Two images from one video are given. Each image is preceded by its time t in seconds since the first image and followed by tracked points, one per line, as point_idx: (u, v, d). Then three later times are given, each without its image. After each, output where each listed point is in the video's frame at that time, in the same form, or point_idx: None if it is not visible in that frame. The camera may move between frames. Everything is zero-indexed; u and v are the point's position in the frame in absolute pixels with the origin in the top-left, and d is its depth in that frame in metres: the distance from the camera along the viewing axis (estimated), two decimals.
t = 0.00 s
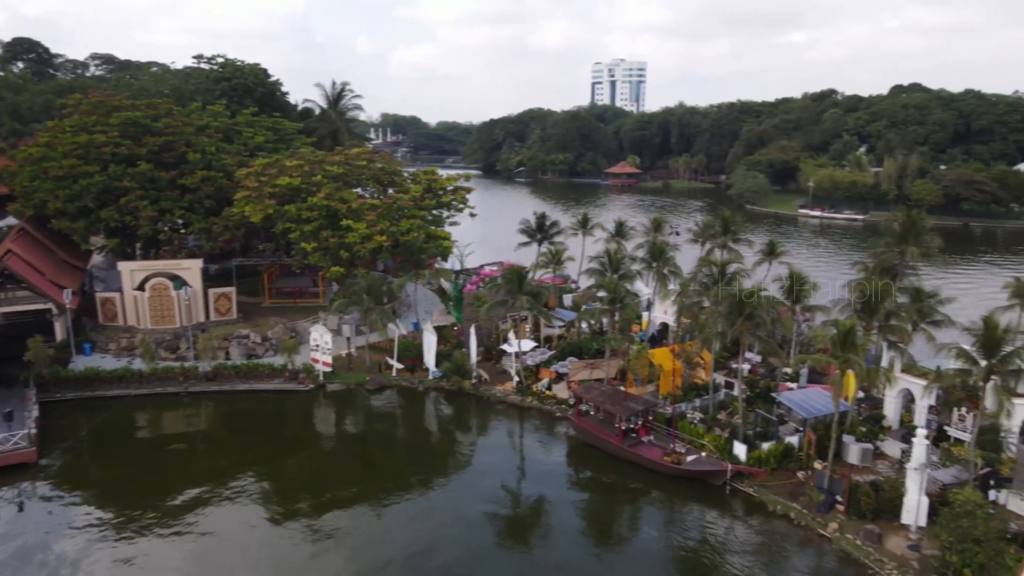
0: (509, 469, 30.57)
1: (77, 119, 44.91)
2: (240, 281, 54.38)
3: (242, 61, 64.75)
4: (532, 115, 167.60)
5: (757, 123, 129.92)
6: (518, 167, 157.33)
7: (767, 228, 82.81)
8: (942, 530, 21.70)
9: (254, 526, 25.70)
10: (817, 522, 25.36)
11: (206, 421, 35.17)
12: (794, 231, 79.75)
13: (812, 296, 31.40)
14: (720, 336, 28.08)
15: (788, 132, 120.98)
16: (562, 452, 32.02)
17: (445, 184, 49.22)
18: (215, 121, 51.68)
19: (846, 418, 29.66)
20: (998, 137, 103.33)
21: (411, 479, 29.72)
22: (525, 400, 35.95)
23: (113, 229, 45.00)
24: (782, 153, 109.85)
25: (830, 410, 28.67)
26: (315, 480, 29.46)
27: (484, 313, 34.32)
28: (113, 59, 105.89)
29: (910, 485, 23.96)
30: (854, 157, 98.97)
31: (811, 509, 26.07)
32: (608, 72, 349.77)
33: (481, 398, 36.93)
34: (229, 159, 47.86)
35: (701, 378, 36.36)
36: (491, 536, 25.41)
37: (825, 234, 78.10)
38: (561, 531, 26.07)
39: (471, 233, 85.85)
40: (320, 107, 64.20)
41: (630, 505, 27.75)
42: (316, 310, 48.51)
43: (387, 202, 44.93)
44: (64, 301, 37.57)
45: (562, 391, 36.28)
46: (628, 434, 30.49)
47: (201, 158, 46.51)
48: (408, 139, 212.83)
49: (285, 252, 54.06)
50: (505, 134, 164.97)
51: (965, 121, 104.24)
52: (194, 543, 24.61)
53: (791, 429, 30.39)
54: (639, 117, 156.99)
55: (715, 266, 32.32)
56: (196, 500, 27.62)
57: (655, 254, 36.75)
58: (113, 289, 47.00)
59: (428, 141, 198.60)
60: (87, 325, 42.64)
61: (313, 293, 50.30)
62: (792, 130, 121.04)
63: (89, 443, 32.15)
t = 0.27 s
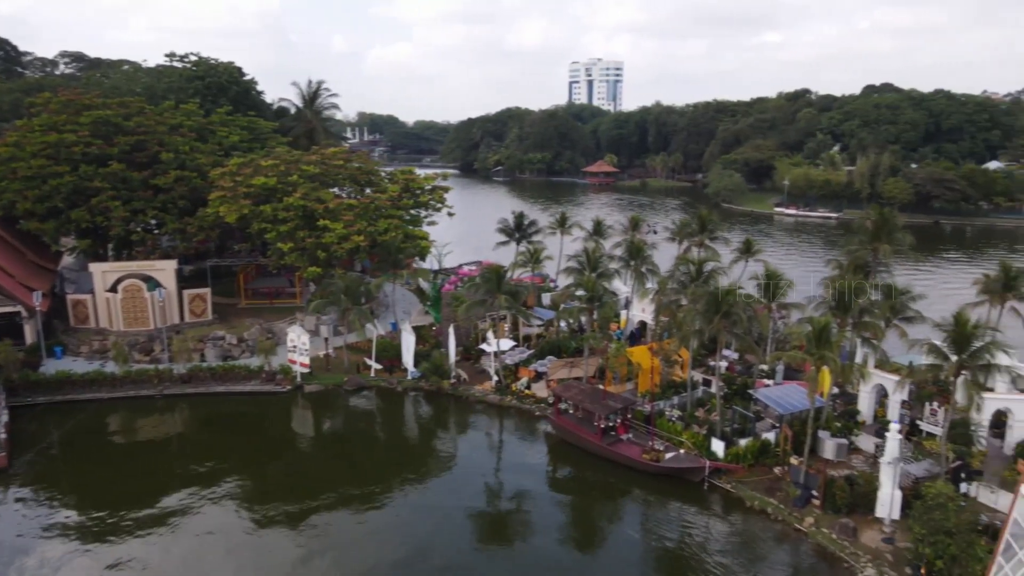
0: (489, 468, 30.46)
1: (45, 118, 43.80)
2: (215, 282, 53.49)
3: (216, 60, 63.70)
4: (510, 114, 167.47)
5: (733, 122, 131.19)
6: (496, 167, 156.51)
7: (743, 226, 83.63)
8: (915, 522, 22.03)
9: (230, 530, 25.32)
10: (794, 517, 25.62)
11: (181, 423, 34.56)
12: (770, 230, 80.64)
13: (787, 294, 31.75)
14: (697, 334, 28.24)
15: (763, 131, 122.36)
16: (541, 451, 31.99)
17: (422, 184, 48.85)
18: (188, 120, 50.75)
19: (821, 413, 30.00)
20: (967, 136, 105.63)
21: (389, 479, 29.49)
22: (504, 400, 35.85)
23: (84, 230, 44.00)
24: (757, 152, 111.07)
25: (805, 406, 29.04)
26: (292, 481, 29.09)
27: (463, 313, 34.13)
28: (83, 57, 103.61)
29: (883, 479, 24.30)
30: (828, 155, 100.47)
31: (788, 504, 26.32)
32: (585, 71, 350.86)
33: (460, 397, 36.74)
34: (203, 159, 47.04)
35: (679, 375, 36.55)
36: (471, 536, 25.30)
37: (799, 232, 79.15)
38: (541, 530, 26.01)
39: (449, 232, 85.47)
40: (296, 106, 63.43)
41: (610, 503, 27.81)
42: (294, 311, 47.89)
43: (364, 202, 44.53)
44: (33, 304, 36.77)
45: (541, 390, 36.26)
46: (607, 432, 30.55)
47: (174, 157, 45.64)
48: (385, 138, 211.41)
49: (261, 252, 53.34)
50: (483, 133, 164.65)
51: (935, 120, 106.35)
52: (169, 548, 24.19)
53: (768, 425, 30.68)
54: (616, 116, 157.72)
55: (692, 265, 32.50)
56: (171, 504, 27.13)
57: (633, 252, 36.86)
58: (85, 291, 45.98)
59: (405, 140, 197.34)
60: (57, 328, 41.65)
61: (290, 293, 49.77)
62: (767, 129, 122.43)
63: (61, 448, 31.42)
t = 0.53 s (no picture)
0: (468, 467, 30.34)
1: (12, 116, 42.67)
2: (189, 282, 52.63)
3: (188, 57, 62.62)
4: (487, 112, 167.17)
5: (708, 121, 132.43)
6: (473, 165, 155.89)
7: (719, 224, 84.51)
8: (888, 514, 22.39)
9: (205, 534, 24.90)
10: (770, 511, 25.89)
11: (154, 426, 33.91)
12: (746, 227, 81.54)
13: (763, 291, 31.99)
14: (675, 331, 28.39)
15: (738, 129, 123.68)
16: (520, 449, 31.96)
17: (400, 182, 48.65)
18: (160, 118, 49.81)
19: (796, 408, 30.36)
20: (936, 134, 107.73)
21: (367, 480, 29.25)
22: (483, 398, 35.73)
23: (54, 231, 42.99)
24: (733, 151, 112.17)
25: (781, 401, 29.40)
26: (269, 483, 28.73)
27: (441, 312, 33.93)
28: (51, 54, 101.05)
29: (857, 472, 24.67)
30: (802, 154, 101.95)
31: (764, 499, 26.60)
32: (562, 69, 351.57)
33: (439, 396, 36.57)
34: (176, 158, 46.19)
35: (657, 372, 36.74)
36: (450, 536, 25.18)
37: (775, 229, 80.12)
38: (520, 528, 25.96)
39: (427, 231, 85.09)
40: (271, 103, 62.58)
41: (589, 500, 27.87)
42: (270, 311, 47.22)
43: (341, 201, 44.11)
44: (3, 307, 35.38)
45: (520, 388, 36.22)
46: (586, 430, 30.62)
47: (146, 156, 44.76)
48: (361, 136, 209.72)
49: (236, 252, 52.56)
50: (460, 131, 164.15)
51: (905, 119, 108.33)
52: (142, 554, 23.74)
53: (744, 420, 30.98)
54: (593, 115, 158.22)
55: (669, 262, 32.69)
56: (145, 509, 26.64)
57: (610, 250, 36.96)
58: (55, 293, 44.93)
59: (382, 138, 196.00)
60: (26, 330, 40.63)
61: (266, 293, 49.22)
62: (742, 127, 123.76)
63: (30, 453, 30.69)
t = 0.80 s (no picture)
0: (447, 464, 30.22)
1: None
2: (163, 281, 51.70)
3: (159, 52, 61.40)
4: (464, 108, 166.57)
5: (684, 118, 133.38)
6: (451, 161, 155.26)
7: (696, 220, 85.21)
8: (861, 505, 22.75)
9: (181, 536, 24.49)
10: (747, 504, 26.17)
11: (127, 427, 33.24)
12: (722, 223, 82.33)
13: (739, 286, 32.08)
14: (652, 326, 28.52)
15: (713, 126, 124.75)
16: (499, 446, 31.92)
17: (376, 179, 48.69)
18: (131, 115, 48.75)
19: (772, 402, 30.71)
20: (906, 131, 109.66)
21: (346, 479, 28.98)
22: (461, 395, 35.60)
23: (22, 230, 41.92)
24: (709, 147, 113.06)
25: (757, 395, 29.69)
26: (246, 484, 28.33)
27: (419, 309, 33.69)
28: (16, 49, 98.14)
29: (832, 464, 25.02)
30: (776, 150, 103.14)
31: (741, 492, 26.87)
32: (539, 66, 351.52)
33: (417, 394, 36.37)
34: (148, 155, 45.24)
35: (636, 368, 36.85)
36: (429, 534, 25.06)
37: (750, 225, 80.92)
38: (500, 525, 25.93)
39: (404, 228, 84.57)
40: (244, 100, 61.60)
41: (568, 496, 27.93)
42: (245, 310, 46.49)
43: (316, 198, 43.62)
44: None
45: (498, 385, 36.14)
46: (565, 426, 30.66)
47: (116, 153, 43.78)
48: (336, 132, 207.67)
49: (210, 250, 51.61)
50: (437, 128, 163.34)
51: (877, 116, 110.06)
52: (116, 558, 23.27)
53: (721, 414, 31.26)
54: (570, 111, 158.38)
55: (646, 258, 32.82)
56: (118, 512, 26.13)
57: (588, 247, 37.01)
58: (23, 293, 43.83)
59: (358, 135, 194.30)
60: None
61: (241, 292, 48.65)
62: (717, 124, 124.86)
63: None
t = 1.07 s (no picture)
0: (426, 460, 30.09)
1: None
2: (135, 279, 50.70)
3: (128, 46, 60.00)
4: (440, 103, 165.66)
5: (661, 113, 134.08)
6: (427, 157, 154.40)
7: (672, 214, 85.88)
8: (836, 495, 23.08)
9: (156, 537, 24.07)
10: (724, 495, 26.44)
11: (100, 427, 32.55)
12: (698, 218, 83.00)
13: (716, 280, 31.98)
14: (630, 321, 28.62)
15: (689, 121, 125.59)
16: (478, 441, 31.86)
17: (352, 175, 47.92)
18: (100, 109, 47.58)
19: (748, 394, 31.01)
20: (878, 126, 111.48)
21: (324, 476, 28.70)
22: (440, 391, 35.46)
23: None
24: (685, 142, 113.80)
25: (733, 388, 29.95)
26: (223, 483, 27.91)
27: (396, 305, 33.42)
28: None
29: (807, 455, 25.36)
30: (751, 145, 104.17)
31: (719, 483, 27.13)
32: (515, 61, 350.70)
33: (396, 390, 36.14)
34: (118, 150, 44.22)
35: (614, 362, 36.91)
36: (409, 530, 24.94)
37: (726, 220, 81.62)
38: (480, 520, 25.88)
39: (381, 223, 83.96)
40: (217, 94, 60.49)
41: (547, 490, 27.98)
42: (220, 308, 45.75)
43: (292, 194, 43.06)
44: None
45: (477, 380, 36.03)
46: (544, 420, 30.68)
47: (86, 149, 42.76)
48: (311, 127, 205.31)
49: (183, 247, 50.41)
50: (413, 123, 162.20)
51: (850, 111, 111.72)
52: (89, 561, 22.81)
53: (698, 407, 31.50)
54: (546, 106, 158.32)
55: (624, 253, 32.91)
56: (91, 514, 25.59)
57: (566, 242, 37.00)
58: None
59: (333, 130, 192.28)
60: None
61: (216, 289, 47.82)
62: (693, 119, 125.69)
63: None
